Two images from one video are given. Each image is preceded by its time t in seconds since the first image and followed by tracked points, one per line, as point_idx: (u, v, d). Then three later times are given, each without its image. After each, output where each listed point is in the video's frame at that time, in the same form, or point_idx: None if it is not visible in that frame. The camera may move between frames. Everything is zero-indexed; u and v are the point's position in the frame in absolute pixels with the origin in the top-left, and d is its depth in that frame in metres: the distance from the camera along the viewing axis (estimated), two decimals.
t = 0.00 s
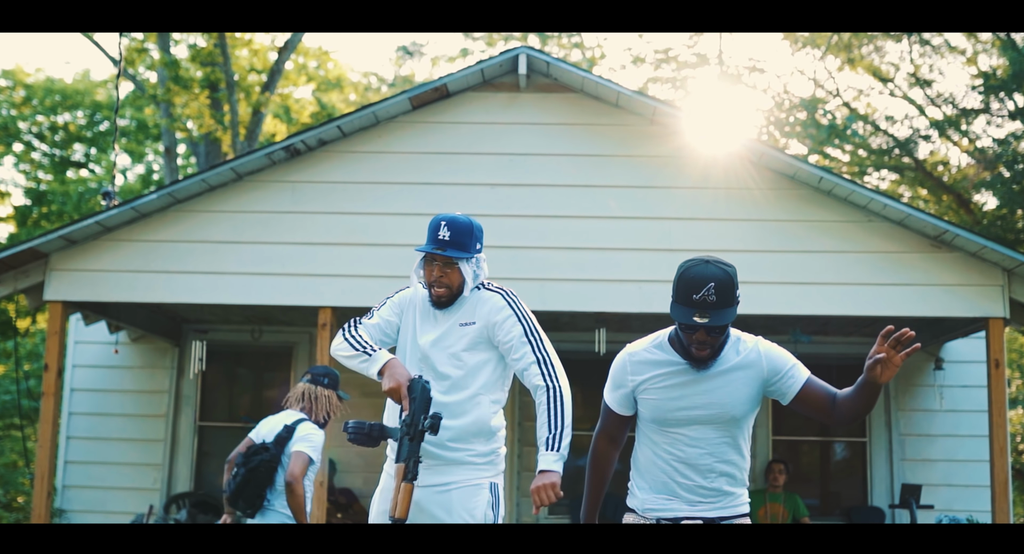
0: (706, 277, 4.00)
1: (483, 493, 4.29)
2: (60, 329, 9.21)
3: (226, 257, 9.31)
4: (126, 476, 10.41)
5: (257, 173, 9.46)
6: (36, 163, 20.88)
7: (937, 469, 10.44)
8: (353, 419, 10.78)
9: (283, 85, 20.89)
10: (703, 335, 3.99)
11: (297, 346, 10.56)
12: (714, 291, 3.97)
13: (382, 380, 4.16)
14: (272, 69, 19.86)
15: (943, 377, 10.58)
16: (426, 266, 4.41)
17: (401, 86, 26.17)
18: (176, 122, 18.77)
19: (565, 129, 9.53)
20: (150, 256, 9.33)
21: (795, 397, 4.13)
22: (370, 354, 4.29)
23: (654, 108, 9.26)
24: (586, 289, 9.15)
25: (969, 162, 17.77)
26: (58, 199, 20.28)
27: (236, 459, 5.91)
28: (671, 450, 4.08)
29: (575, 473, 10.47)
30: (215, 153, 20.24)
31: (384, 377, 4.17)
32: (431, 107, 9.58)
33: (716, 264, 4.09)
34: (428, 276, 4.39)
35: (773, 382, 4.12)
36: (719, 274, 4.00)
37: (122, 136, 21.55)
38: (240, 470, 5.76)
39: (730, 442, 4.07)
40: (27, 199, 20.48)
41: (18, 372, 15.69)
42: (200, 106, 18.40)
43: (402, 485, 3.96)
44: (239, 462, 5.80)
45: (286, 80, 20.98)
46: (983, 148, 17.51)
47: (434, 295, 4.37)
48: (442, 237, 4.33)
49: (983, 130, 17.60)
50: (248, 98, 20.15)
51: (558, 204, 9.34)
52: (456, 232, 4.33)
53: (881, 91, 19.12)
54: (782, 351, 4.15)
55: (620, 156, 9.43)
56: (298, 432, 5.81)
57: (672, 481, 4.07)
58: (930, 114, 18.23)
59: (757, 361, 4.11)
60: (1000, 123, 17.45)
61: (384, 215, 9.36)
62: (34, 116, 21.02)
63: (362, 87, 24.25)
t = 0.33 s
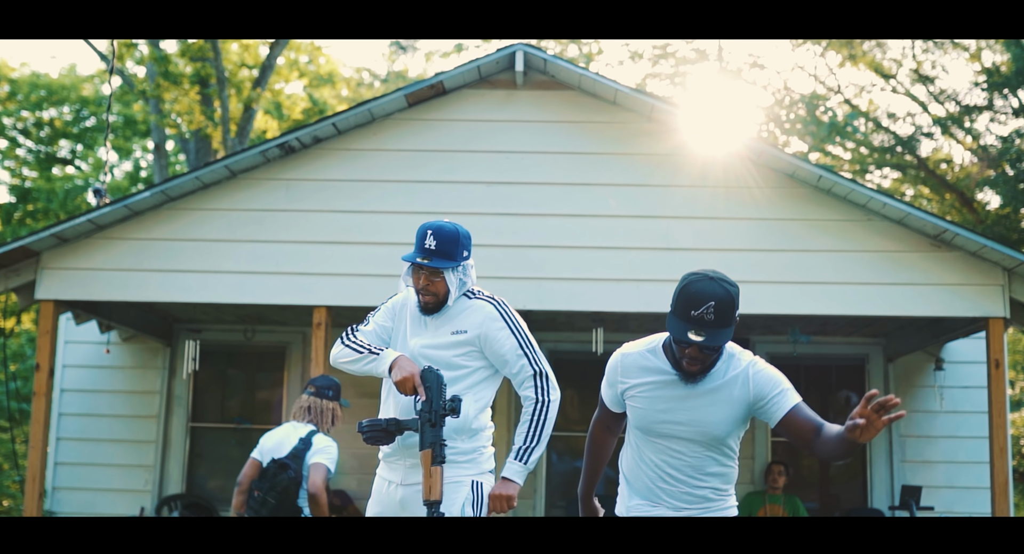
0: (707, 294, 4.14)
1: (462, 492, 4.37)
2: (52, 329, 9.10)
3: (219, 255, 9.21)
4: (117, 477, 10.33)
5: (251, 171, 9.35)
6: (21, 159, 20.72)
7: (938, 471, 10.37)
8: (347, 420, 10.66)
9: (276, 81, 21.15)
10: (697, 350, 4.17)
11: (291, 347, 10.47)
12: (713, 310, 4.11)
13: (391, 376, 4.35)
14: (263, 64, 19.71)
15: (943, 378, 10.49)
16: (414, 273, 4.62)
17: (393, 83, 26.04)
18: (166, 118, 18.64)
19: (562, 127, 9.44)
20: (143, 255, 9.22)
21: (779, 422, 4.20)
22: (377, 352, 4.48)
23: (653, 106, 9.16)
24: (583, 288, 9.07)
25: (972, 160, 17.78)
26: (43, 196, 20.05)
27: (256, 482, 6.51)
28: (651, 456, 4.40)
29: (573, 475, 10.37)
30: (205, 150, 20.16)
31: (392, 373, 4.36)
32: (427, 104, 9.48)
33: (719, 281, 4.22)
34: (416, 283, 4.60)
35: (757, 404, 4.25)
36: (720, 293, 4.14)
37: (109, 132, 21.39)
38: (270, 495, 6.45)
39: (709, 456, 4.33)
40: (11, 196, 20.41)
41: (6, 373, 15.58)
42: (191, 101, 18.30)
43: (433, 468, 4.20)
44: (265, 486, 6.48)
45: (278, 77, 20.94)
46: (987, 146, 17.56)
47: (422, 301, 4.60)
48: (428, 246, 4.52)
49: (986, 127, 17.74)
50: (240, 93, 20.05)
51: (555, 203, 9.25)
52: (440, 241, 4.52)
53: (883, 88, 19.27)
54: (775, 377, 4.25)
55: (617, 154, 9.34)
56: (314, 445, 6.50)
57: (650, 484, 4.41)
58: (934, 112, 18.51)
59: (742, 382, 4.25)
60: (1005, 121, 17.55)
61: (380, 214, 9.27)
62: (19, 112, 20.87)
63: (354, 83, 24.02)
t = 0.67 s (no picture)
0: (705, 310, 4.12)
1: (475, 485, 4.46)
2: (45, 328, 9.01)
3: (214, 254, 9.12)
4: (109, 479, 10.25)
5: (246, 169, 9.26)
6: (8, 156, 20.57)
7: (940, 472, 10.28)
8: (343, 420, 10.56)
9: (269, 77, 20.80)
10: (690, 366, 4.18)
11: (286, 347, 10.40)
12: (709, 326, 4.10)
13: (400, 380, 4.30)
14: (255, 59, 19.51)
15: (944, 378, 10.39)
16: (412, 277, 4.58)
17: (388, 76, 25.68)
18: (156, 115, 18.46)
19: (560, 125, 9.34)
20: (137, 253, 9.12)
21: (757, 440, 4.22)
22: (385, 352, 4.37)
23: (652, 103, 9.07)
24: (581, 287, 8.98)
25: (976, 158, 17.59)
26: (30, 193, 19.86)
27: (271, 472, 6.39)
28: (638, 451, 4.46)
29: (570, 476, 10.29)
30: (196, 147, 19.99)
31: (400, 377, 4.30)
32: (424, 101, 9.39)
33: (718, 295, 4.20)
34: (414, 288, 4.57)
35: (742, 417, 4.28)
36: (717, 310, 4.12)
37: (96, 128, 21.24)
38: (287, 482, 6.31)
39: (695, 457, 4.39)
40: None
41: None
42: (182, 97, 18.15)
43: (445, 475, 4.21)
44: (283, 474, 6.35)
45: (270, 71, 20.57)
46: (992, 143, 17.28)
47: (419, 305, 4.59)
48: (431, 256, 4.48)
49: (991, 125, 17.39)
50: (231, 90, 19.78)
51: (553, 201, 9.16)
52: (444, 252, 4.49)
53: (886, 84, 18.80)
54: (765, 391, 4.27)
55: (616, 152, 9.25)
56: (333, 439, 6.55)
57: (634, 477, 4.48)
58: (938, 109, 18.31)
59: (733, 391, 4.28)
60: (1009, 119, 17.22)
61: (376, 212, 9.18)
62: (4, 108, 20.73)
63: (347, 78, 23.76)
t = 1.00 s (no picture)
0: (702, 322, 4.07)
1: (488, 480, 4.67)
2: (39, 327, 8.93)
3: (210, 252, 9.03)
4: (104, 480, 10.19)
5: (243, 167, 9.18)
6: None
7: (943, 473, 10.24)
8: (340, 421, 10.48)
9: (262, 72, 20.62)
10: (687, 379, 4.13)
11: (282, 347, 10.30)
12: (706, 339, 4.05)
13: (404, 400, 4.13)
14: (247, 55, 19.35)
15: (947, 379, 10.31)
16: (427, 280, 4.52)
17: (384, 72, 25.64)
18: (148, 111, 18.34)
19: (559, 123, 9.25)
20: (132, 252, 9.04)
21: (744, 450, 4.20)
22: (396, 365, 4.17)
23: (652, 101, 8.99)
24: (580, 286, 8.89)
25: (982, 155, 17.25)
26: (18, 190, 19.77)
27: (289, 469, 6.40)
28: (633, 449, 4.39)
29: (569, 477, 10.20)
30: (188, 143, 19.87)
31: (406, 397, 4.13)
32: (423, 99, 9.30)
33: (716, 307, 4.13)
34: (430, 290, 4.52)
35: (735, 424, 4.20)
36: (714, 322, 4.07)
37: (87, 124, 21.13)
38: (306, 480, 6.33)
39: (690, 458, 4.32)
40: None
41: None
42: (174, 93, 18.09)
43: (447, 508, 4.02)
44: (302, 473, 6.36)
45: (263, 66, 20.36)
46: (999, 140, 16.94)
47: (433, 308, 4.57)
48: (454, 259, 4.41)
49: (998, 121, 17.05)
50: (225, 85, 19.74)
51: (553, 200, 9.07)
52: (466, 255, 4.44)
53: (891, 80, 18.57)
54: (760, 401, 4.20)
55: (616, 150, 9.16)
56: (351, 441, 6.49)
57: (628, 474, 4.41)
58: (943, 105, 17.90)
59: (729, 397, 4.20)
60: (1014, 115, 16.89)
61: (374, 211, 9.09)
62: None
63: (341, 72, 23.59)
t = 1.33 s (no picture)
0: (701, 333, 4.00)
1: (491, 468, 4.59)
2: (35, 327, 8.84)
3: (208, 251, 8.94)
4: (99, 482, 10.13)
5: (241, 166, 9.09)
6: None
7: (948, 475, 10.14)
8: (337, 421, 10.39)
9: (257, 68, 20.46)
10: (690, 386, 4.09)
11: (279, 347, 10.22)
12: (706, 350, 4.01)
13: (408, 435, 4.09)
14: (243, 51, 19.22)
15: (951, 379, 10.25)
16: (447, 280, 4.44)
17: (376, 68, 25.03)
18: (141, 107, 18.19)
19: (561, 121, 9.16)
20: (129, 250, 8.95)
21: (749, 444, 4.21)
22: (409, 400, 4.08)
23: (654, 98, 8.90)
24: (582, 285, 8.80)
25: (987, 153, 17.29)
26: (7, 187, 19.62)
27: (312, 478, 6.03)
28: (637, 446, 4.29)
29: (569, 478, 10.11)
30: (182, 140, 19.73)
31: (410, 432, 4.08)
32: (423, 96, 9.21)
33: (715, 316, 4.05)
34: (451, 289, 4.43)
35: (744, 421, 4.16)
36: (712, 333, 4.00)
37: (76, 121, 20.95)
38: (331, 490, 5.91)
39: (696, 455, 4.25)
40: None
41: None
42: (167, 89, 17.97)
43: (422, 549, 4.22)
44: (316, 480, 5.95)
45: (258, 62, 20.22)
46: (1004, 138, 17.13)
47: (456, 307, 4.46)
48: (472, 253, 4.40)
49: (1003, 119, 17.21)
50: (219, 81, 19.68)
51: (554, 198, 8.98)
52: (481, 248, 4.43)
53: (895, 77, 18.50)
54: (768, 398, 4.16)
55: (618, 148, 9.08)
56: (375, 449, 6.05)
57: (632, 472, 4.32)
58: (948, 102, 17.91)
59: (739, 395, 4.13)
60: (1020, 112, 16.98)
61: (373, 209, 9.01)
62: None
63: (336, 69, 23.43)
